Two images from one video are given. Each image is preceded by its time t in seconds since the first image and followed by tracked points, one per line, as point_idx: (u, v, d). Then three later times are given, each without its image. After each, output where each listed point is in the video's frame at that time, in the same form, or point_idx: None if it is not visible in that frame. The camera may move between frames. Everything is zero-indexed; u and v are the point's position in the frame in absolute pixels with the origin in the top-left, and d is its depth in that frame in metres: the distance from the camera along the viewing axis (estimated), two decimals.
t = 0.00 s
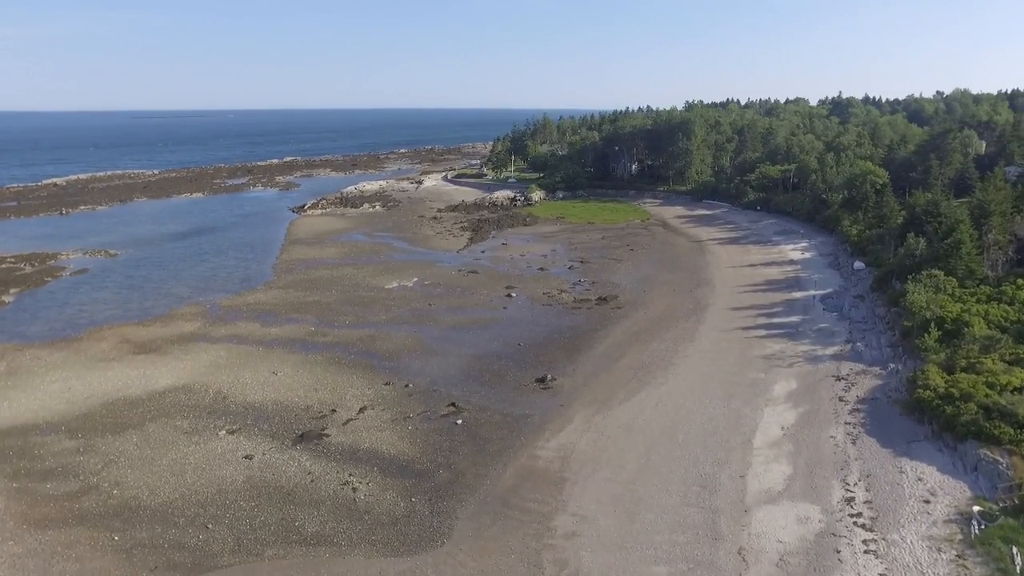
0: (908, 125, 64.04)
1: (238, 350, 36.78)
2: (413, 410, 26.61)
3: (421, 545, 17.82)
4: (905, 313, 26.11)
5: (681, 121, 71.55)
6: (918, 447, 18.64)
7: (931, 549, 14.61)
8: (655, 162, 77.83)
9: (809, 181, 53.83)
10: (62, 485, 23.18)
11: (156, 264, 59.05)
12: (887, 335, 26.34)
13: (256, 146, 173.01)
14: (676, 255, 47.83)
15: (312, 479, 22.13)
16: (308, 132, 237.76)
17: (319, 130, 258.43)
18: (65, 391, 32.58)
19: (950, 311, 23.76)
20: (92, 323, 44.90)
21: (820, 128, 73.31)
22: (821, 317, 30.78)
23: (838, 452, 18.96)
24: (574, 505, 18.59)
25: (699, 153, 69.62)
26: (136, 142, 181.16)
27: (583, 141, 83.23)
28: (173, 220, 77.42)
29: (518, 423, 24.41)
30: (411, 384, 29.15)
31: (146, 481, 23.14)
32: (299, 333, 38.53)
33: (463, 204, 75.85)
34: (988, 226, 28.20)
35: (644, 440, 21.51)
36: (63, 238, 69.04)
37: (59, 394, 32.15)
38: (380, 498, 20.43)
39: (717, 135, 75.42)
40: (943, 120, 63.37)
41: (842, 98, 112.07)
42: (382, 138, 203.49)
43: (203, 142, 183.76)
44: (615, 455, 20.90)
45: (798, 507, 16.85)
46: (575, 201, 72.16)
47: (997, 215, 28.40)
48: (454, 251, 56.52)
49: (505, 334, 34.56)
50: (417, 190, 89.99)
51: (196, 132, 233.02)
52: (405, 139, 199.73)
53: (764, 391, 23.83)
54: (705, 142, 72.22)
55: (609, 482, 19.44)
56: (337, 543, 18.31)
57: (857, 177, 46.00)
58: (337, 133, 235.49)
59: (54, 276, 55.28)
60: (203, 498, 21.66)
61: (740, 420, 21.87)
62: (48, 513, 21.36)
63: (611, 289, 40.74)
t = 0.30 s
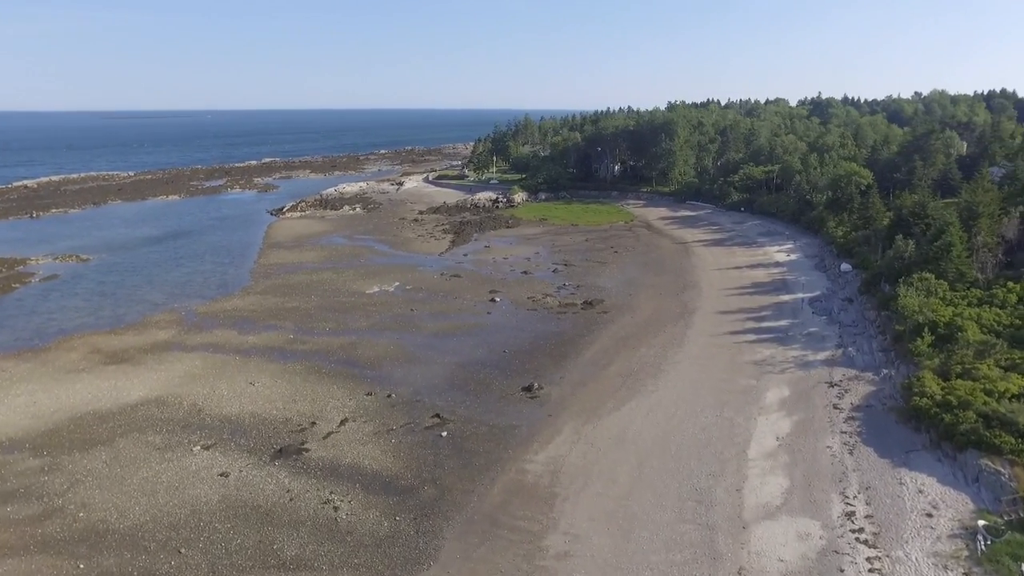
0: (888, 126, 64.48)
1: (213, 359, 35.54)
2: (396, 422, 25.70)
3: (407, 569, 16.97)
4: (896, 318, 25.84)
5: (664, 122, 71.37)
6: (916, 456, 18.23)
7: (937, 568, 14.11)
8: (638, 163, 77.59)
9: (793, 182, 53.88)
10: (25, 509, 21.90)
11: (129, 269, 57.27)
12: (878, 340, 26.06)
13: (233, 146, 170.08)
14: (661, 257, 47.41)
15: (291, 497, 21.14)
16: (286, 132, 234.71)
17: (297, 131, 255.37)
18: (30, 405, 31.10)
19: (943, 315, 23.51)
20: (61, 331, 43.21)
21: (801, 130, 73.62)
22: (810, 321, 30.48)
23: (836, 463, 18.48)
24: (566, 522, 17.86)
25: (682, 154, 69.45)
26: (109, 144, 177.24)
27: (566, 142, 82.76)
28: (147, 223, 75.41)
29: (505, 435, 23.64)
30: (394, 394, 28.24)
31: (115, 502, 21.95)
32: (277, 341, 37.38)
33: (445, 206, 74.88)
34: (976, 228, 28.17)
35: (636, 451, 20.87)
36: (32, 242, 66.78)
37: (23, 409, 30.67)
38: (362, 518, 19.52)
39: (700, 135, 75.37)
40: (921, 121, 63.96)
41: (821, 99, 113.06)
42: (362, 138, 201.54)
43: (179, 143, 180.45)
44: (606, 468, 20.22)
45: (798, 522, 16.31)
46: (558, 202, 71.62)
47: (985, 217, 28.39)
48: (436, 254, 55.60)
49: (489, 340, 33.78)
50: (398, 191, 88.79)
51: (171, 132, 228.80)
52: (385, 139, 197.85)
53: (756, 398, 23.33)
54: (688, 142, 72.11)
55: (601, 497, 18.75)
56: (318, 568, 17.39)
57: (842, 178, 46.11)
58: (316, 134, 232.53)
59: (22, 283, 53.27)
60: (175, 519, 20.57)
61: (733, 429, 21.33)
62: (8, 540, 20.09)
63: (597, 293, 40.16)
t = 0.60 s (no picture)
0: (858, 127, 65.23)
1: (179, 370, 34.06)
2: (373, 435, 24.71)
3: None
4: (879, 320, 25.70)
5: (639, 123, 71.26)
6: (908, 464, 17.93)
7: None
8: (613, 164, 77.43)
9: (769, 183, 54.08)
10: None
11: (92, 276, 55.05)
12: (862, 343, 25.88)
13: (201, 148, 166.36)
14: (638, 259, 47.07)
15: (263, 518, 20.06)
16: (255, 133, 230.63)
17: (267, 132, 250.69)
18: None
19: (926, 318, 23.43)
20: (17, 342, 41.14)
21: (775, 130, 74.19)
22: (792, 324, 30.28)
23: (827, 473, 18.06)
24: (553, 541, 17.13)
25: (657, 155, 69.38)
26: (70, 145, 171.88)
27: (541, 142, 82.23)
28: (110, 228, 72.85)
29: (486, 447, 22.83)
30: (370, 405, 27.24)
31: (73, 528, 20.60)
32: (247, 350, 36.03)
33: (419, 208, 73.77)
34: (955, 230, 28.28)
35: (623, 463, 20.26)
36: None
37: None
38: (339, 540, 18.54)
39: (675, 136, 75.43)
40: (890, 122, 64.89)
41: (791, 100, 114.55)
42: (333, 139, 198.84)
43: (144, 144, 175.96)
44: (593, 481, 19.56)
45: (792, 537, 15.81)
46: (534, 203, 71.06)
47: (964, 218, 28.56)
48: (411, 257, 54.56)
49: (467, 347, 32.96)
50: (371, 193, 87.37)
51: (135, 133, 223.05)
52: (358, 140, 195.59)
53: (741, 405, 22.91)
54: (663, 143, 72.13)
55: (589, 512, 18.07)
56: None
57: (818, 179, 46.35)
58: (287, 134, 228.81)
59: None
60: (138, 546, 19.32)
61: (720, 438, 20.83)
62: None
63: (575, 297, 39.60)
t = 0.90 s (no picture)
0: (829, 128, 65.84)
1: (142, 383, 32.19)
2: (348, 449, 23.53)
3: None
4: (862, 324, 25.53)
5: (613, 124, 70.99)
6: (900, 473, 17.57)
7: None
8: (588, 165, 77.07)
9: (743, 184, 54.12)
10: None
11: (50, 283, 52.44)
12: (845, 347, 25.66)
13: (166, 150, 162.16)
14: (615, 262, 46.62)
15: (233, 543, 18.85)
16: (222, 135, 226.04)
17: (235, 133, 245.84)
18: None
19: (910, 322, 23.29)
20: None
21: (747, 132, 74.55)
22: (773, 328, 29.97)
23: (819, 484, 17.59)
24: (539, 562, 16.32)
25: (631, 156, 69.14)
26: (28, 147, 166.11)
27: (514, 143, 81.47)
28: (70, 232, 70.03)
29: (467, 461, 21.90)
30: (345, 418, 26.02)
31: (26, 559, 19.02)
32: (215, 361, 34.36)
33: (392, 211, 72.45)
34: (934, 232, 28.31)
35: (609, 476, 19.54)
36: None
37: None
38: (315, 566, 17.46)
39: (649, 137, 75.32)
40: (860, 123, 65.69)
41: (761, 101, 115.77)
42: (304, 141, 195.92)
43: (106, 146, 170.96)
44: (579, 496, 18.81)
45: (788, 552, 15.28)
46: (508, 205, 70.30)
47: (942, 220, 28.64)
48: (385, 261, 53.33)
49: (443, 354, 31.99)
50: (342, 196, 85.68)
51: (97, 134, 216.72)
52: (328, 142, 192.85)
53: (727, 413, 22.39)
54: (638, 144, 71.94)
55: (576, 530, 17.31)
56: None
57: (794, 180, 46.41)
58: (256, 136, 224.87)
59: None
60: None
61: (708, 448, 20.25)
62: None
63: (553, 301, 38.91)
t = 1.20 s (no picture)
0: (805, 128, 66.22)
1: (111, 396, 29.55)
2: (329, 464, 22.25)
3: None
4: (851, 328, 25.27)
5: (592, 124, 70.59)
6: (900, 483, 17.19)
7: None
8: (566, 166, 76.58)
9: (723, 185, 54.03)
10: None
11: (12, 291, 49.29)
12: (834, 351, 25.37)
13: (134, 151, 158.16)
14: (597, 264, 46.07)
15: (207, 571, 17.57)
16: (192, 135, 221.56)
17: (205, 133, 241.38)
18: None
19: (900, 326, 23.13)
20: None
21: (724, 132, 74.75)
22: (760, 332, 29.62)
23: (818, 497, 17.11)
24: None
25: (610, 157, 68.72)
26: None
27: (492, 144, 80.64)
28: (34, 237, 67.32)
29: (452, 475, 20.92)
30: (324, 430, 24.71)
31: None
32: (187, 372, 32.18)
33: (369, 213, 71.13)
34: (920, 234, 28.23)
35: (601, 490, 18.81)
36: None
37: None
38: None
39: (629, 137, 75.02)
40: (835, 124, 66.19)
41: (735, 102, 116.60)
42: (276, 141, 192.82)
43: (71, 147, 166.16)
44: (570, 512, 18.05)
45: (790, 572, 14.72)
46: (487, 207, 69.46)
47: (927, 222, 28.66)
48: (362, 265, 52.09)
49: (424, 362, 31.02)
50: (317, 198, 84.00)
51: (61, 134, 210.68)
52: (302, 143, 189.82)
53: (718, 422, 21.87)
54: (617, 144, 71.56)
55: (569, 550, 16.55)
56: None
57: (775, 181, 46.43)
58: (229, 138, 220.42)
59: None
60: None
61: (703, 459, 19.63)
62: None
63: (535, 306, 38.18)
